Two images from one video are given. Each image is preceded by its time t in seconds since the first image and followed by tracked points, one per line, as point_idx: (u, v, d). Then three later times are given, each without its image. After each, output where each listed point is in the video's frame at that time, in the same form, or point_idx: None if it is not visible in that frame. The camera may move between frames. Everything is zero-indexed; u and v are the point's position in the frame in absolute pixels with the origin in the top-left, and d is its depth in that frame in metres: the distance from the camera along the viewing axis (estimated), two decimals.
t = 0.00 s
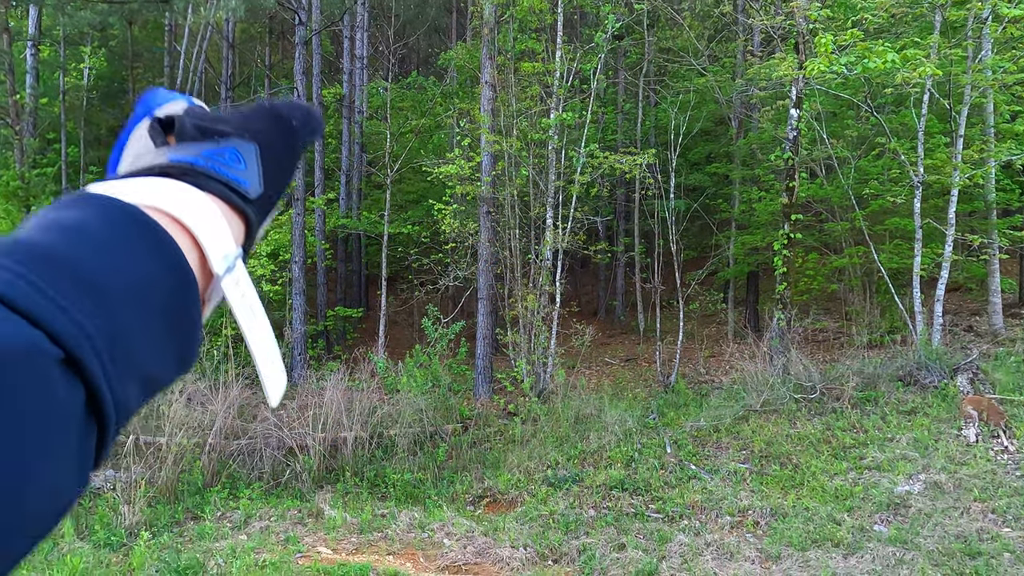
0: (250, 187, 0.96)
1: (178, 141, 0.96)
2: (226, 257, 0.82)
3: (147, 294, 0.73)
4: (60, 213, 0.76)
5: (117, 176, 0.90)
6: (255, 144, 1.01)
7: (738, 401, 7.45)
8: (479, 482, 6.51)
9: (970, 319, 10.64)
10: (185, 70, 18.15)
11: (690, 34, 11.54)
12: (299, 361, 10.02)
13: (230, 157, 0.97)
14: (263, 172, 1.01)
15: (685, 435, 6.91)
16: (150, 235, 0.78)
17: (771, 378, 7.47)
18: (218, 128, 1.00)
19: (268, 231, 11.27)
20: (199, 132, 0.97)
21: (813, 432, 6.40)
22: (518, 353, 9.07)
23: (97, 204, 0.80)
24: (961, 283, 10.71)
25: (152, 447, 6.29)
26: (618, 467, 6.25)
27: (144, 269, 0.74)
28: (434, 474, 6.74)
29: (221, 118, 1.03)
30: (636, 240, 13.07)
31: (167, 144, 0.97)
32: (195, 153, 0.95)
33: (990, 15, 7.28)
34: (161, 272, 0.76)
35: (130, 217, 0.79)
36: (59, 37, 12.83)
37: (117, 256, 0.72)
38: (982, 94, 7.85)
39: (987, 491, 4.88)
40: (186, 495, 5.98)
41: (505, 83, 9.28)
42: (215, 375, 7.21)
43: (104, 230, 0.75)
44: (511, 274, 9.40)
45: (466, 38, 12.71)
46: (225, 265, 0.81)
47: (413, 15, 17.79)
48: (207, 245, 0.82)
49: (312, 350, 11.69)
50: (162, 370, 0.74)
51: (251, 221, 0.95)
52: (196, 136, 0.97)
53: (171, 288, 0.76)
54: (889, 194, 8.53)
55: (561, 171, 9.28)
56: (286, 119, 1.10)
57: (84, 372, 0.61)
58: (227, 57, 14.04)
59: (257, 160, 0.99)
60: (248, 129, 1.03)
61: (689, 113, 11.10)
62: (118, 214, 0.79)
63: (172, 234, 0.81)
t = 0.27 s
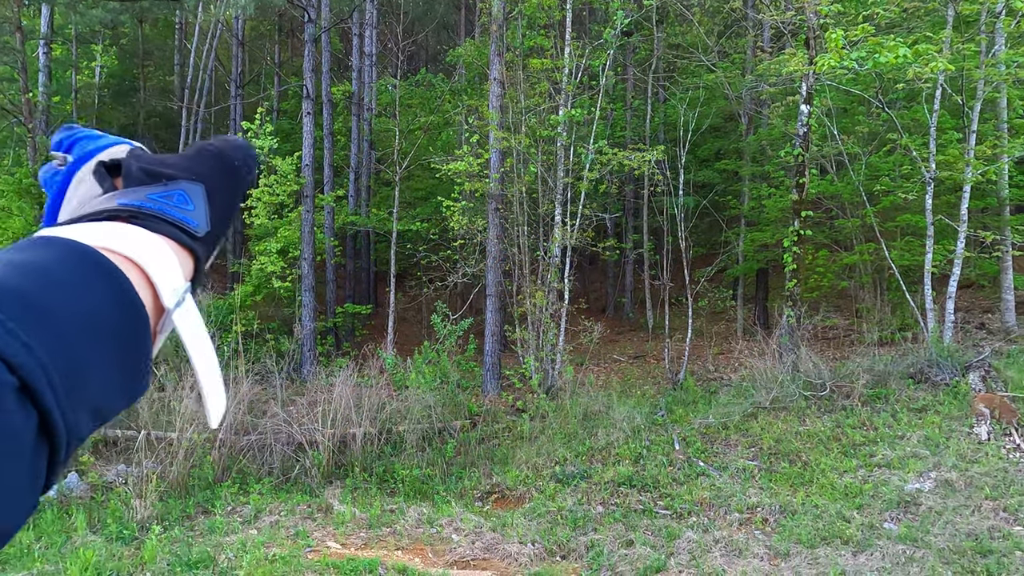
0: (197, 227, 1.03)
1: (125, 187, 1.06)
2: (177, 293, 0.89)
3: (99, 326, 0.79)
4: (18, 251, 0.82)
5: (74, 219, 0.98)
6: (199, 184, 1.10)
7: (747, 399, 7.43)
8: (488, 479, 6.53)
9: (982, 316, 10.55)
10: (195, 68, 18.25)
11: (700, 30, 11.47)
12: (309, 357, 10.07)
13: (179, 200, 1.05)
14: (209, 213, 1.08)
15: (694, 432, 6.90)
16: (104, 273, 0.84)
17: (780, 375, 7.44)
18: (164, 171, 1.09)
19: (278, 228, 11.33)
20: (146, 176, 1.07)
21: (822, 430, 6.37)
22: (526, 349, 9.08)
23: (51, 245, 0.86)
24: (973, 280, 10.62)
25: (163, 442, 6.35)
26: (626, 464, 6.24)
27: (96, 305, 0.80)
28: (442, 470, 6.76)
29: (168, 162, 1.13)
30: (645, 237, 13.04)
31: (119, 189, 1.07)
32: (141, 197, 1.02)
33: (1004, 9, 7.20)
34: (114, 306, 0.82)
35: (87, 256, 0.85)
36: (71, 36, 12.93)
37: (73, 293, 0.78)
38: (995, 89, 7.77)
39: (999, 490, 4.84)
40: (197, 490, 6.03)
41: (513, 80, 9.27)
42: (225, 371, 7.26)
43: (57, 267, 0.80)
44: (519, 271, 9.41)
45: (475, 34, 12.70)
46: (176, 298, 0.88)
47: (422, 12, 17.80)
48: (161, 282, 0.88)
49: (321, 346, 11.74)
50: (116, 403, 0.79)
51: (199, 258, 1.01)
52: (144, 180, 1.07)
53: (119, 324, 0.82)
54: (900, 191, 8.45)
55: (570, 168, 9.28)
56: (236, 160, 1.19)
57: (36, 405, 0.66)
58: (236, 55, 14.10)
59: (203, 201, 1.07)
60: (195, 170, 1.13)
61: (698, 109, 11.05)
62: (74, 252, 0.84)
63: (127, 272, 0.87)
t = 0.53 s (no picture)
0: (227, 234, 1.03)
1: (159, 186, 1.06)
2: (199, 307, 0.87)
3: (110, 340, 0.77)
4: (33, 260, 0.81)
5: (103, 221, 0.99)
6: (235, 188, 1.10)
7: (761, 402, 7.38)
8: (499, 481, 6.52)
9: (999, 320, 10.41)
10: (209, 72, 18.41)
11: (712, 31, 11.42)
12: (321, 359, 10.11)
13: (211, 204, 1.05)
14: (242, 216, 1.09)
15: (706, 436, 6.86)
16: (116, 283, 0.82)
17: (794, 379, 7.38)
18: (201, 171, 1.09)
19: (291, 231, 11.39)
20: (182, 177, 1.07)
21: (837, 434, 6.31)
22: (538, 352, 9.07)
23: (67, 253, 0.85)
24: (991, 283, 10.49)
25: (178, 443, 6.39)
26: (638, 467, 6.21)
27: (107, 320, 0.78)
28: (454, 473, 6.77)
29: (206, 161, 1.13)
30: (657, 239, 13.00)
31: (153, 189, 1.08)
32: (172, 201, 1.02)
33: (1022, 9, 7.11)
34: (124, 319, 0.80)
35: (99, 266, 0.83)
36: (87, 41, 13.08)
37: (82, 307, 0.77)
38: (1013, 89, 7.68)
39: (1019, 495, 4.77)
40: (211, 491, 6.06)
41: (525, 82, 9.27)
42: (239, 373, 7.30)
43: (66, 279, 0.78)
44: (530, 274, 9.40)
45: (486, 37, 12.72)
46: (197, 312, 0.87)
47: (434, 16, 17.88)
48: (175, 293, 0.86)
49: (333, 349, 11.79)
50: (123, 419, 0.78)
51: (228, 268, 1.01)
52: (180, 181, 1.07)
53: (134, 338, 0.80)
54: (916, 193, 8.36)
55: (582, 170, 9.27)
56: (274, 160, 1.19)
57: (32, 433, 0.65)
58: (250, 59, 14.20)
59: (236, 206, 1.07)
60: (232, 172, 1.13)
61: (710, 111, 11.00)
62: (86, 262, 0.83)
63: (142, 282, 0.85)
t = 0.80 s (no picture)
0: (193, 269, 1.01)
1: (117, 227, 1.03)
2: (168, 350, 0.87)
3: (79, 402, 0.81)
4: None
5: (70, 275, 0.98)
6: (196, 216, 1.06)
7: (772, 407, 7.32)
8: (509, 485, 6.51)
9: (1014, 324, 10.30)
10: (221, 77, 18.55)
11: (723, 34, 11.38)
12: (331, 363, 10.15)
13: (173, 238, 1.02)
14: (208, 241, 1.06)
15: (717, 440, 6.81)
16: (76, 342, 0.83)
17: (806, 383, 7.33)
18: (158, 204, 1.06)
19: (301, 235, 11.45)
20: (137, 213, 1.03)
21: (849, 439, 6.25)
22: (547, 356, 9.05)
23: (30, 311, 0.86)
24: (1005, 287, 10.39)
25: (189, 446, 6.43)
26: (648, 472, 6.18)
27: (64, 384, 0.80)
28: (463, 476, 6.76)
29: (164, 192, 1.09)
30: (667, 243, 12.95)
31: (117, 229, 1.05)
32: (132, 244, 0.99)
33: None
34: (86, 378, 0.82)
35: (58, 325, 0.84)
36: (101, 47, 13.22)
37: (39, 376, 0.78)
38: None
39: None
40: (221, 494, 6.08)
41: (534, 86, 9.27)
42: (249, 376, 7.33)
43: (21, 345, 0.79)
44: (540, 278, 9.39)
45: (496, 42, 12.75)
46: (168, 357, 0.87)
47: (443, 21, 17.95)
48: (139, 344, 0.86)
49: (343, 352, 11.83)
50: (97, 477, 0.84)
51: (205, 301, 1.00)
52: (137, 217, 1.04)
53: (103, 397, 0.83)
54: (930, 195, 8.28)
55: (591, 174, 9.26)
56: (232, 172, 1.14)
57: None
58: (262, 64, 14.30)
59: (198, 234, 1.04)
60: (190, 200, 1.09)
61: (721, 114, 10.96)
62: (48, 323, 0.84)
63: (106, 338, 0.86)
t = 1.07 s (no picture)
0: None
1: None
2: None
3: None
4: None
5: None
6: None
7: (778, 411, 7.29)
8: (513, 489, 6.50)
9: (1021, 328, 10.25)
10: (226, 81, 18.61)
11: (727, 38, 11.38)
12: (335, 366, 10.15)
13: None
14: None
15: (722, 444, 6.79)
16: None
17: (812, 387, 7.30)
18: None
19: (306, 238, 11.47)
20: None
21: (856, 443, 6.21)
22: (552, 359, 9.04)
23: None
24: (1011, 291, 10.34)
25: (193, 449, 6.42)
26: (653, 476, 6.16)
27: None
28: (468, 480, 6.75)
29: None
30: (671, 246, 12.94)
31: None
32: None
33: None
34: None
35: None
36: (107, 51, 13.28)
37: None
38: None
39: None
40: (226, 496, 6.03)
41: (539, 90, 9.28)
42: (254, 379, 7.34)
43: None
44: (544, 281, 9.38)
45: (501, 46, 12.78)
46: None
47: (448, 24, 18.00)
48: None
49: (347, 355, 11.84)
50: None
51: None
52: None
53: None
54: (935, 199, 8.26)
55: (596, 177, 9.26)
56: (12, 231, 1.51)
57: None
58: (266, 68, 14.35)
59: None
60: None
61: (725, 117, 10.95)
62: None
63: None
